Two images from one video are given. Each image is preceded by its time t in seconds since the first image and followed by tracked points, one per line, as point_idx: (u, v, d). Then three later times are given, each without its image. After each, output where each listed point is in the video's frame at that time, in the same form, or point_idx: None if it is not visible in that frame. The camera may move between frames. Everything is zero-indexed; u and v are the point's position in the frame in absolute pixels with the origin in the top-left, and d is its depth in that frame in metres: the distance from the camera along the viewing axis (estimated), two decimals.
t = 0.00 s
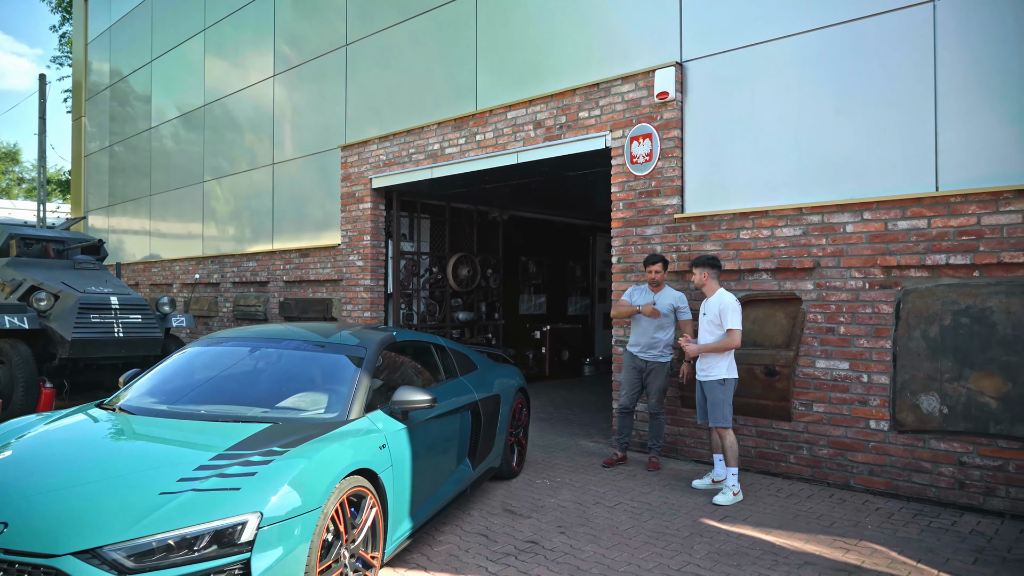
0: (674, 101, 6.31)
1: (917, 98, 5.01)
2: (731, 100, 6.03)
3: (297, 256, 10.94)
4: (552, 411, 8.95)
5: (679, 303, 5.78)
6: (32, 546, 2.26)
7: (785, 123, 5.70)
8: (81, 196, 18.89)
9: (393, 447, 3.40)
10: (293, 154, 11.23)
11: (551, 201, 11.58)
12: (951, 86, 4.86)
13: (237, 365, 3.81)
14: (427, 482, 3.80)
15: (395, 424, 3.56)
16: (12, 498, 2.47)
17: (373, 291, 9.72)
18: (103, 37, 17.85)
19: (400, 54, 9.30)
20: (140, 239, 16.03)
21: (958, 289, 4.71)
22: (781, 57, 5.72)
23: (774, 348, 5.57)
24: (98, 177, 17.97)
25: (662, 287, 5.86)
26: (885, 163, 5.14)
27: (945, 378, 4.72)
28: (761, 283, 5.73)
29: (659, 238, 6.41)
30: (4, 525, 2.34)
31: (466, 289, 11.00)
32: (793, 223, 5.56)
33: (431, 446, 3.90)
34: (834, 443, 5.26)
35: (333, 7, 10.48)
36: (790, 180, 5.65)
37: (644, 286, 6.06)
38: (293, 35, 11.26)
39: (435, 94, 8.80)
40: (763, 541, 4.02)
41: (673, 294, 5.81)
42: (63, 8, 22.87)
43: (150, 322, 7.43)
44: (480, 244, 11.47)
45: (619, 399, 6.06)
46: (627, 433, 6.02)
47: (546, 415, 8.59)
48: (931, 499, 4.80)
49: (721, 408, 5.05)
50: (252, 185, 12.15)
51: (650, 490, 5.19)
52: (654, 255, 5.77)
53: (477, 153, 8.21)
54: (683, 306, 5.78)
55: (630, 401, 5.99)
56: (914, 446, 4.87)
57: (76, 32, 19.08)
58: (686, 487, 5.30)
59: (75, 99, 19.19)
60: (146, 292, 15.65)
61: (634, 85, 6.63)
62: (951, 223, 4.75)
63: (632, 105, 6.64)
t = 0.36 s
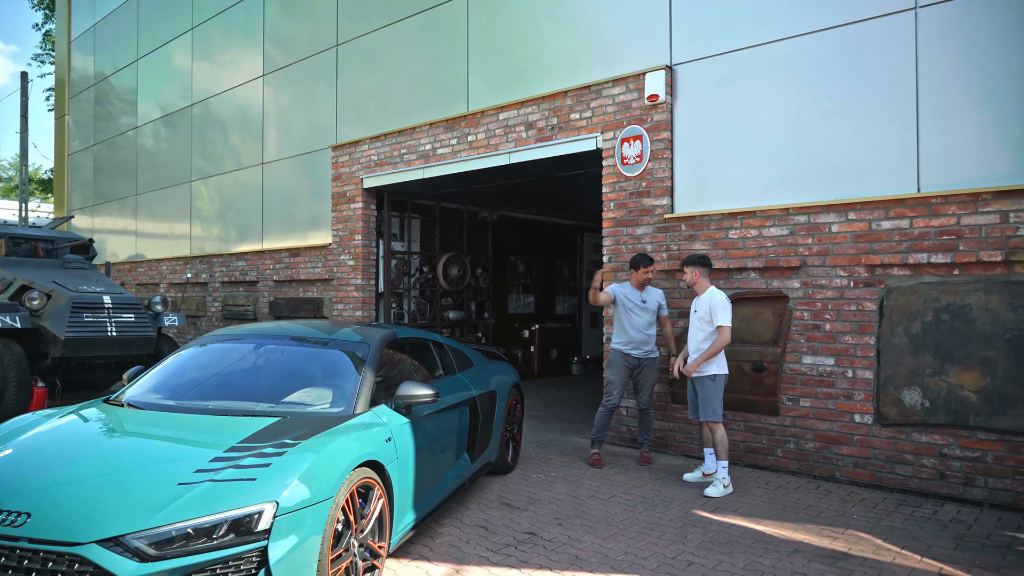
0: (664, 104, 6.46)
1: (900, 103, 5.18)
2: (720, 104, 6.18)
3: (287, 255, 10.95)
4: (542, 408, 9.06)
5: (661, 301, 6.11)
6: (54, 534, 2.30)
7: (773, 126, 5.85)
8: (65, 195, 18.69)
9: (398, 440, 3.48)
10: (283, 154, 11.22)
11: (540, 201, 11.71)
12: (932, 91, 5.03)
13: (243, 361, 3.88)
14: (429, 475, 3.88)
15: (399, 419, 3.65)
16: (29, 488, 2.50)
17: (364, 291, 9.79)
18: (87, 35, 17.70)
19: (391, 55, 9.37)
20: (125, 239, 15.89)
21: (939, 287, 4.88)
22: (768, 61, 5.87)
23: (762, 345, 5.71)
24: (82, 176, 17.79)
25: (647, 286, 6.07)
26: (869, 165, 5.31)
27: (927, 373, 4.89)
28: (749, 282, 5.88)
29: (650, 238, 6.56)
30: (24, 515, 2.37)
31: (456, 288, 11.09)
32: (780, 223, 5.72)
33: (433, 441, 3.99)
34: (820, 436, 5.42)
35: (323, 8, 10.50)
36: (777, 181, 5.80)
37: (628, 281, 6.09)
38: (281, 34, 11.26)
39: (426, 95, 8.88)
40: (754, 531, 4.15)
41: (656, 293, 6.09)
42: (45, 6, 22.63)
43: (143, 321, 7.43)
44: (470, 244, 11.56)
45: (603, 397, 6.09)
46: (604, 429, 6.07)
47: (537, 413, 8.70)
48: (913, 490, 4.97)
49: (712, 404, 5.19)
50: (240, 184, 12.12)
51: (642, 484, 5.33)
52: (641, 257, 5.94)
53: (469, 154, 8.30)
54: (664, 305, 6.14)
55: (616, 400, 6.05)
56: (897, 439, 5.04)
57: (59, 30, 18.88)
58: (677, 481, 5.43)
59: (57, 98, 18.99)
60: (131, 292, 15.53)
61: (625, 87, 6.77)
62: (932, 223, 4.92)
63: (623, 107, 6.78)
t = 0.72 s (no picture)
0: (659, 107, 6.57)
1: (889, 107, 5.31)
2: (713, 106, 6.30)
3: (282, 255, 10.96)
4: (537, 406, 9.16)
5: (634, 299, 6.30)
6: (78, 525, 2.33)
7: (765, 129, 5.98)
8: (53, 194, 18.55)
9: (406, 435, 3.56)
10: (276, 153, 11.21)
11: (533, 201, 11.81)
12: (921, 95, 5.16)
13: (252, 358, 3.94)
14: (433, 470, 3.96)
15: (406, 414, 3.73)
16: (50, 482, 2.52)
17: (360, 290, 9.85)
18: (76, 33, 17.57)
19: (386, 56, 9.40)
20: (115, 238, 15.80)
21: (928, 286, 5.02)
22: (762, 65, 5.99)
23: (756, 343, 5.82)
24: (71, 175, 17.66)
25: (622, 285, 6.20)
26: (859, 167, 5.44)
27: (916, 369, 5.02)
28: (743, 281, 6.00)
29: (645, 237, 6.67)
30: (47, 508, 2.40)
31: (450, 288, 11.18)
32: (773, 223, 5.84)
33: (438, 436, 4.07)
34: (812, 432, 5.55)
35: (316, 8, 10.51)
36: (771, 183, 5.92)
37: (602, 282, 6.17)
38: (274, 34, 11.25)
39: (421, 95, 8.94)
40: (750, 523, 4.26)
41: (630, 291, 6.26)
42: (32, 3, 22.44)
43: (141, 320, 7.44)
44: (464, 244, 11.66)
45: (589, 394, 6.16)
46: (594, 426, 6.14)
47: (532, 411, 8.79)
48: (903, 484, 5.10)
49: (707, 400, 5.31)
50: (233, 184, 12.10)
51: (639, 479, 5.43)
52: (617, 256, 6.05)
53: (465, 155, 8.38)
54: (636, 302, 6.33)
55: (603, 398, 6.14)
56: (887, 434, 5.17)
57: (47, 27, 18.72)
58: (673, 476, 5.54)
59: (46, 96, 18.84)
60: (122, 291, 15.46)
61: (620, 90, 6.87)
62: (921, 224, 5.06)
63: (619, 109, 6.88)
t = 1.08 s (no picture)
0: (659, 106, 6.65)
1: (886, 108, 5.41)
2: (713, 107, 6.38)
3: (278, 252, 10.95)
4: (535, 403, 9.22)
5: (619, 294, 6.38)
6: (108, 519, 2.34)
7: (764, 129, 6.07)
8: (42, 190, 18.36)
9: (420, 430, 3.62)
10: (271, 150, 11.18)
11: (528, 199, 11.89)
12: (917, 98, 5.27)
13: (264, 355, 3.97)
14: (444, 466, 4.02)
15: (419, 410, 3.78)
16: (75, 477, 2.53)
17: (357, 288, 9.88)
18: (66, 28, 17.41)
19: (384, 54, 9.41)
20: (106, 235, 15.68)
21: (924, 284, 5.12)
22: (760, 66, 6.09)
23: (756, 340, 5.91)
24: (60, 171, 17.50)
25: (609, 281, 6.21)
26: (856, 167, 5.54)
27: (913, 366, 5.13)
28: (742, 279, 6.09)
29: (645, 236, 6.74)
30: (75, 502, 2.40)
31: (447, 285, 11.27)
32: (772, 222, 5.93)
33: (447, 432, 4.13)
34: (810, 427, 5.65)
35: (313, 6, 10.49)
36: (770, 182, 6.01)
37: (589, 280, 6.12)
38: (270, 31, 11.22)
39: (419, 93, 8.96)
40: (754, 517, 4.34)
41: (616, 286, 6.33)
42: None
43: (140, 318, 7.42)
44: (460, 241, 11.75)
45: (586, 392, 6.19)
46: (593, 422, 6.19)
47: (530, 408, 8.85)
48: (900, 477, 5.22)
49: (703, 396, 5.36)
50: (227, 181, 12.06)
51: (642, 475, 5.51)
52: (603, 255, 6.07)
53: (464, 153, 8.42)
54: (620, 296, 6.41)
55: (600, 394, 6.19)
56: (884, 429, 5.28)
57: (36, 22, 18.52)
58: (674, 471, 5.62)
59: (35, 91, 18.64)
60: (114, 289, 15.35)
61: (620, 89, 6.95)
62: (918, 223, 5.17)
63: (618, 109, 6.95)
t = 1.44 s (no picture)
0: (660, 104, 6.71)
1: (885, 107, 5.50)
2: (713, 105, 6.45)
3: (273, 248, 10.89)
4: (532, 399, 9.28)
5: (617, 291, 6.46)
6: (140, 512, 2.34)
7: (763, 127, 6.14)
8: (27, 185, 18.10)
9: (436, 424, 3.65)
10: (266, 146, 11.12)
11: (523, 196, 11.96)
12: (914, 97, 5.37)
13: (279, 350, 3.98)
14: (456, 460, 4.05)
15: (434, 403, 3.82)
16: (103, 471, 2.52)
17: (354, 284, 9.88)
18: (51, 20, 17.16)
19: (382, 50, 9.40)
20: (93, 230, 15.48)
21: (922, 280, 5.22)
22: (760, 65, 6.16)
23: (756, 335, 5.93)
24: (46, 166, 17.25)
25: (608, 278, 6.29)
26: (855, 165, 5.63)
27: (911, 360, 5.24)
28: (742, 275, 6.18)
29: (645, 232, 6.82)
30: (106, 496, 2.39)
31: (442, 281, 11.29)
32: (772, 219, 6.02)
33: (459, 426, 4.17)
34: (810, 421, 5.75)
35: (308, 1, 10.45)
36: (768, 179, 6.09)
37: (588, 276, 6.19)
38: (264, 26, 11.16)
39: (417, 90, 8.96)
40: (759, 508, 4.42)
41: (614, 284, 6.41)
42: None
43: (138, 313, 7.37)
44: (456, 238, 11.75)
45: (588, 387, 6.30)
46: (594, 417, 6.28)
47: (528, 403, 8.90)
48: (897, 470, 5.33)
49: (708, 391, 5.42)
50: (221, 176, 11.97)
51: (645, 468, 5.59)
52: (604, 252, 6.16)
53: (462, 149, 8.44)
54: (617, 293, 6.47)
55: (601, 390, 6.30)
56: (882, 422, 5.39)
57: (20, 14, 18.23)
58: (677, 464, 5.70)
59: (19, 84, 18.36)
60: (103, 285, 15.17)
61: (620, 87, 7.00)
62: (916, 221, 5.27)
63: (619, 106, 7.01)
